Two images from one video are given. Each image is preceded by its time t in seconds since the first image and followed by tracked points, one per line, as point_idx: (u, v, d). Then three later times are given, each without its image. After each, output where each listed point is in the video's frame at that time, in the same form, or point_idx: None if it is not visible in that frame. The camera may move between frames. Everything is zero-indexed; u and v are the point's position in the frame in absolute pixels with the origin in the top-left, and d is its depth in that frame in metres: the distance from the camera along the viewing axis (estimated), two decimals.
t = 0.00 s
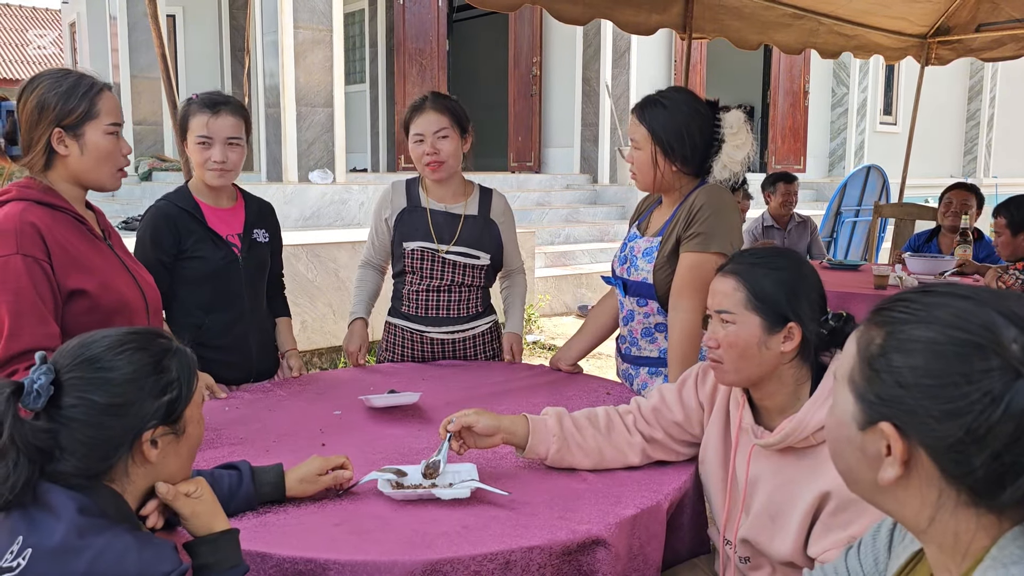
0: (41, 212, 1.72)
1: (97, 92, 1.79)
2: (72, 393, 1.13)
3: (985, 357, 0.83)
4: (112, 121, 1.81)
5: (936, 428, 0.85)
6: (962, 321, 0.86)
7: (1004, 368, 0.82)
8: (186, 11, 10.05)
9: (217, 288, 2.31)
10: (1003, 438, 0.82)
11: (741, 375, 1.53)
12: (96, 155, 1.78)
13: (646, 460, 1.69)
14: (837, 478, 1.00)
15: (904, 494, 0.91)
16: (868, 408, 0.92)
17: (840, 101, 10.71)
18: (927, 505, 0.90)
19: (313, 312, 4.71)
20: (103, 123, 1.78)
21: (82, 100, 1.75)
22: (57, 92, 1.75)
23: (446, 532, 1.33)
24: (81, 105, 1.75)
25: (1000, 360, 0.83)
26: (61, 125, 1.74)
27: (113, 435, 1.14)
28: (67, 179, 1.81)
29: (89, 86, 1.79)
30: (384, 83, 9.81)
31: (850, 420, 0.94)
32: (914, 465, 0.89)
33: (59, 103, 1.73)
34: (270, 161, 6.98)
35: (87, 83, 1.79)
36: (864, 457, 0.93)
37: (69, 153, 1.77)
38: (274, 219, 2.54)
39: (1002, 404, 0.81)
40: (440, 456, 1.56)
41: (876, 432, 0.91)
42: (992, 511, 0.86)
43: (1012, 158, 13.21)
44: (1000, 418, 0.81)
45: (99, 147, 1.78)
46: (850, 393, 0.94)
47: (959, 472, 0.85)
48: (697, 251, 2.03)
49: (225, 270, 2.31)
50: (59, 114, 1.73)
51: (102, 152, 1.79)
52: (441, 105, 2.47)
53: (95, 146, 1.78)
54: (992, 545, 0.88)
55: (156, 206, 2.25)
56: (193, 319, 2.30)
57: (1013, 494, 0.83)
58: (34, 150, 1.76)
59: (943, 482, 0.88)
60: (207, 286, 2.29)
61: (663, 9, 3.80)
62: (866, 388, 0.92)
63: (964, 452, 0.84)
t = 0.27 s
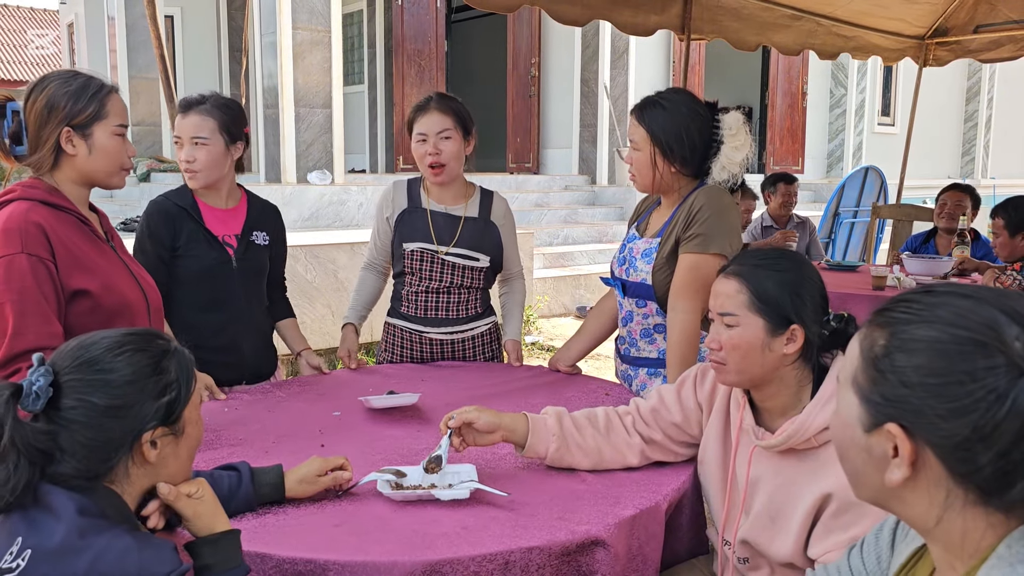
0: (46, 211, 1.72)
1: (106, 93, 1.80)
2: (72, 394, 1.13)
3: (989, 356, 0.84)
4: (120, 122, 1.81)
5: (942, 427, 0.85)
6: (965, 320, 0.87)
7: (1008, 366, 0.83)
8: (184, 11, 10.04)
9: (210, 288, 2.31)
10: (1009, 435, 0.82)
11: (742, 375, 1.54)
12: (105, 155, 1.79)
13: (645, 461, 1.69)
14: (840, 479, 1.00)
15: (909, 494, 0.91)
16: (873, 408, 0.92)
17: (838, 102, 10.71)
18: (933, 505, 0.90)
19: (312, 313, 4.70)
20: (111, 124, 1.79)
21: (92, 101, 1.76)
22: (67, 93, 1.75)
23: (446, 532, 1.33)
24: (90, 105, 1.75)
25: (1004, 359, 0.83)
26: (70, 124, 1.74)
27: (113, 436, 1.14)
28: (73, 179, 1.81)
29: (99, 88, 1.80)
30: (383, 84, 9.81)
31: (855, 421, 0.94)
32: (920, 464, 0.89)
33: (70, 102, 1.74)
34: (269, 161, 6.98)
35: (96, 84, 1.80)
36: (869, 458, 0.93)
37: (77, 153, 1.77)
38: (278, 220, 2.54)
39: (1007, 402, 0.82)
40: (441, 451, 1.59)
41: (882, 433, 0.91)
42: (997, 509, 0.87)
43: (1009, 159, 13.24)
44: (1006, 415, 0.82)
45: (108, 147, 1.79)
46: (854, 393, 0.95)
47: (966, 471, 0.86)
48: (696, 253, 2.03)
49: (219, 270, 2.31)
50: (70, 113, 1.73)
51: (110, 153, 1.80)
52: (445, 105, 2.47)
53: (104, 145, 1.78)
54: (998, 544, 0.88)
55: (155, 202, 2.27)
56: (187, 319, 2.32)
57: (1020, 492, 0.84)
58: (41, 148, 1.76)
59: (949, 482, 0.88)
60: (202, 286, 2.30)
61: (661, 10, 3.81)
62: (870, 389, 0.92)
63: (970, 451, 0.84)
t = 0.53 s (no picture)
0: (49, 212, 1.72)
1: (109, 95, 1.80)
2: (74, 397, 1.13)
3: (988, 357, 0.84)
4: (122, 124, 1.82)
5: (941, 429, 0.86)
6: (964, 322, 0.87)
7: (1007, 367, 0.83)
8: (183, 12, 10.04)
9: (202, 287, 2.36)
10: (1009, 436, 0.82)
11: (740, 376, 1.54)
12: (108, 157, 1.79)
13: (642, 461, 1.69)
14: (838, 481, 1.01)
15: (907, 495, 0.92)
16: (872, 410, 0.92)
17: (836, 103, 10.73)
18: (931, 506, 0.90)
19: (311, 314, 4.70)
20: (114, 126, 1.80)
21: (95, 103, 1.76)
22: (69, 95, 1.75)
23: (445, 534, 1.33)
24: (93, 107, 1.76)
25: (1003, 361, 0.84)
26: (74, 125, 1.74)
27: (114, 438, 1.14)
28: (76, 180, 1.81)
29: (102, 90, 1.80)
30: (381, 85, 9.80)
31: (854, 423, 0.95)
32: (917, 465, 0.90)
33: (73, 103, 1.74)
34: (267, 163, 6.98)
35: (99, 87, 1.80)
36: (867, 459, 0.94)
37: (80, 154, 1.77)
38: (280, 223, 2.55)
39: (1007, 402, 0.82)
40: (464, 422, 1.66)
41: (880, 433, 0.92)
42: (996, 510, 0.87)
43: (1007, 160, 13.25)
44: (1006, 416, 0.82)
45: (111, 149, 1.79)
46: (853, 395, 0.95)
47: (965, 471, 0.86)
48: (695, 254, 2.03)
49: (208, 270, 2.35)
50: (73, 115, 1.73)
51: (113, 154, 1.80)
52: (451, 106, 2.49)
53: (107, 147, 1.79)
54: (994, 543, 0.89)
55: (153, 203, 2.36)
56: (180, 316, 2.39)
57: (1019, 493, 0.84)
58: (44, 150, 1.76)
59: (947, 483, 0.88)
60: (193, 286, 2.35)
61: (660, 11, 3.81)
62: (869, 390, 0.93)
63: (968, 452, 0.85)
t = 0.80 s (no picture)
0: (46, 212, 1.72)
1: (102, 93, 1.80)
2: (73, 399, 1.13)
3: (986, 362, 0.85)
4: (116, 121, 1.81)
5: (939, 433, 0.86)
6: (962, 326, 0.87)
7: (1005, 372, 0.84)
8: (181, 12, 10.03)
9: (198, 287, 2.36)
10: (1006, 441, 0.83)
11: (739, 376, 1.54)
12: (104, 155, 1.79)
13: (642, 459, 1.69)
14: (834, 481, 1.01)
15: (902, 498, 0.91)
16: (868, 412, 0.92)
17: (834, 102, 10.74)
18: (927, 509, 0.90)
19: (309, 314, 4.70)
20: (108, 124, 1.79)
21: (89, 101, 1.76)
22: (62, 92, 1.74)
23: (445, 534, 1.33)
24: (87, 105, 1.75)
25: (1001, 366, 0.84)
26: (69, 125, 1.74)
27: (115, 440, 1.14)
28: (74, 180, 1.80)
29: (95, 87, 1.79)
30: (379, 85, 9.79)
31: (849, 424, 0.94)
32: (913, 468, 0.90)
33: (67, 103, 1.73)
34: (265, 162, 6.98)
35: (92, 85, 1.79)
36: (863, 460, 0.94)
37: (76, 154, 1.76)
38: (282, 224, 2.55)
39: (1006, 407, 0.83)
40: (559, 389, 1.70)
41: (876, 436, 0.92)
42: (993, 513, 0.87)
43: (1005, 159, 13.27)
44: (1004, 420, 0.82)
45: (108, 146, 1.79)
46: (849, 397, 0.95)
47: (962, 475, 0.86)
48: (694, 254, 2.04)
49: (205, 270, 2.35)
50: (68, 114, 1.73)
51: (109, 153, 1.80)
52: (449, 106, 2.50)
53: (103, 145, 1.78)
54: (989, 544, 0.89)
55: (153, 202, 2.37)
56: (175, 315, 2.39)
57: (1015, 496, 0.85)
58: (41, 151, 1.76)
59: (944, 487, 0.88)
60: (189, 285, 2.35)
61: (658, 11, 3.81)
62: (865, 392, 0.93)
63: (966, 456, 0.85)
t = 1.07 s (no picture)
0: (42, 210, 1.71)
1: (93, 91, 1.79)
2: (69, 399, 1.12)
3: (987, 362, 0.84)
4: (108, 117, 1.81)
5: (938, 432, 0.86)
6: (962, 326, 0.87)
7: (1005, 372, 0.83)
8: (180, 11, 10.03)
9: (194, 286, 2.36)
10: (1005, 442, 0.83)
11: (737, 374, 1.54)
12: (98, 153, 1.79)
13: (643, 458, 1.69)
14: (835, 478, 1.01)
15: (901, 496, 0.92)
16: (869, 410, 0.92)
17: (833, 101, 10.74)
18: (926, 508, 0.90)
19: (309, 313, 4.70)
20: (100, 121, 1.79)
21: (80, 99, 1.75)
22: (54, 91, 1.74)
23: (443, 533, 1.33)
24: (79, 104, 1.75)
25: (1002, 365, 0.84)
26: (61, 124, 1.73)
27: (111, 440, 1.14)
28: (68, 178, 1.80)
29: (86, 85, 1.79)
30: (378, 84, 9.78)
31: (850, 421, 0.94)
32: (912, 467, 0.90)
33: (58, 102, 1.73)
34: (264, 161, 6.97)
35: (83, 83, 1.79)
36: (863, 457, 0.94)
37: (69, 152, 1.76)
38: (284, 223, 2.55)
39: (1005, 407, 0.82)
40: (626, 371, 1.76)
41: (876, 433, 0.92)
42: (992, 513, 0.87)
43: (1005, 158, 13.27)
44: (1003, 421, 0.82)
45: (101, 143, 1.79)
46: (850, 394, 0.95)
47: (960, 475, 0.86)
48: (693, 253, 2.03)
49: (200, 268, 2.35)
50: (60, 114, 1.73)
51: (103, 150, 1.80)
52: (454, 105, 2.52)
53: (96, 143, 1.78)
54: (988, 545, 0.88)
55: (153, 200, 2.37)
56: (171, 314, 2.39)
57: (1013, 497, 0.84)
58: (33, 151, 1.75)
59: (942, 485, 0.88)
60: (184, 285, 2.35)
61: (657, 10, 3.81)
62: (866, 389, 0.93)
63: (964, 456, 0.85)
